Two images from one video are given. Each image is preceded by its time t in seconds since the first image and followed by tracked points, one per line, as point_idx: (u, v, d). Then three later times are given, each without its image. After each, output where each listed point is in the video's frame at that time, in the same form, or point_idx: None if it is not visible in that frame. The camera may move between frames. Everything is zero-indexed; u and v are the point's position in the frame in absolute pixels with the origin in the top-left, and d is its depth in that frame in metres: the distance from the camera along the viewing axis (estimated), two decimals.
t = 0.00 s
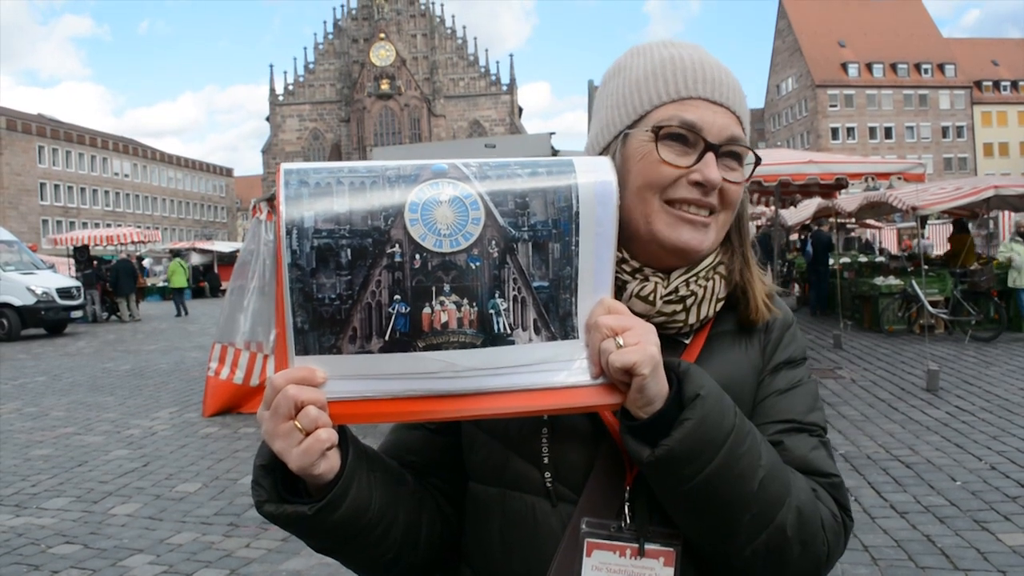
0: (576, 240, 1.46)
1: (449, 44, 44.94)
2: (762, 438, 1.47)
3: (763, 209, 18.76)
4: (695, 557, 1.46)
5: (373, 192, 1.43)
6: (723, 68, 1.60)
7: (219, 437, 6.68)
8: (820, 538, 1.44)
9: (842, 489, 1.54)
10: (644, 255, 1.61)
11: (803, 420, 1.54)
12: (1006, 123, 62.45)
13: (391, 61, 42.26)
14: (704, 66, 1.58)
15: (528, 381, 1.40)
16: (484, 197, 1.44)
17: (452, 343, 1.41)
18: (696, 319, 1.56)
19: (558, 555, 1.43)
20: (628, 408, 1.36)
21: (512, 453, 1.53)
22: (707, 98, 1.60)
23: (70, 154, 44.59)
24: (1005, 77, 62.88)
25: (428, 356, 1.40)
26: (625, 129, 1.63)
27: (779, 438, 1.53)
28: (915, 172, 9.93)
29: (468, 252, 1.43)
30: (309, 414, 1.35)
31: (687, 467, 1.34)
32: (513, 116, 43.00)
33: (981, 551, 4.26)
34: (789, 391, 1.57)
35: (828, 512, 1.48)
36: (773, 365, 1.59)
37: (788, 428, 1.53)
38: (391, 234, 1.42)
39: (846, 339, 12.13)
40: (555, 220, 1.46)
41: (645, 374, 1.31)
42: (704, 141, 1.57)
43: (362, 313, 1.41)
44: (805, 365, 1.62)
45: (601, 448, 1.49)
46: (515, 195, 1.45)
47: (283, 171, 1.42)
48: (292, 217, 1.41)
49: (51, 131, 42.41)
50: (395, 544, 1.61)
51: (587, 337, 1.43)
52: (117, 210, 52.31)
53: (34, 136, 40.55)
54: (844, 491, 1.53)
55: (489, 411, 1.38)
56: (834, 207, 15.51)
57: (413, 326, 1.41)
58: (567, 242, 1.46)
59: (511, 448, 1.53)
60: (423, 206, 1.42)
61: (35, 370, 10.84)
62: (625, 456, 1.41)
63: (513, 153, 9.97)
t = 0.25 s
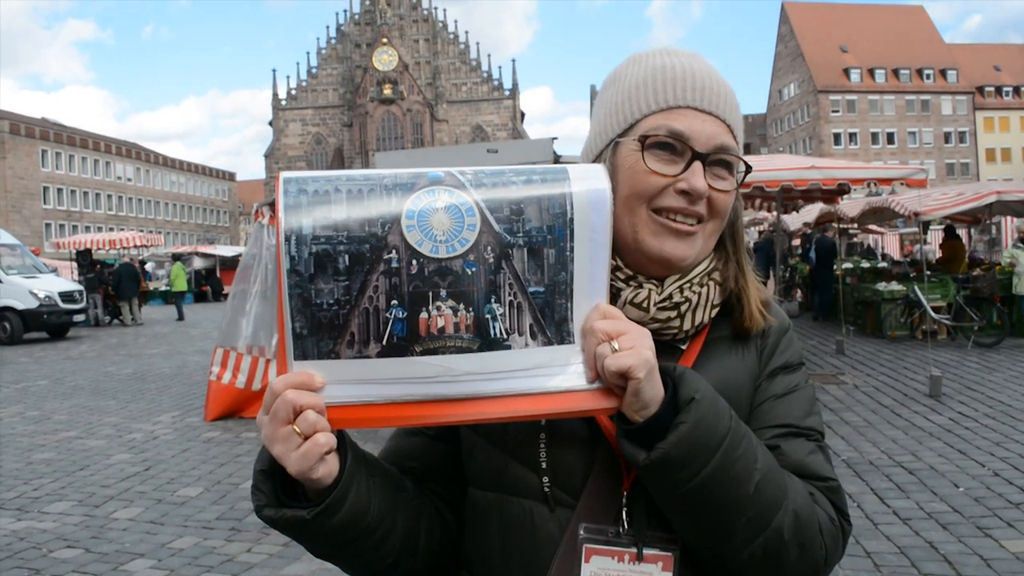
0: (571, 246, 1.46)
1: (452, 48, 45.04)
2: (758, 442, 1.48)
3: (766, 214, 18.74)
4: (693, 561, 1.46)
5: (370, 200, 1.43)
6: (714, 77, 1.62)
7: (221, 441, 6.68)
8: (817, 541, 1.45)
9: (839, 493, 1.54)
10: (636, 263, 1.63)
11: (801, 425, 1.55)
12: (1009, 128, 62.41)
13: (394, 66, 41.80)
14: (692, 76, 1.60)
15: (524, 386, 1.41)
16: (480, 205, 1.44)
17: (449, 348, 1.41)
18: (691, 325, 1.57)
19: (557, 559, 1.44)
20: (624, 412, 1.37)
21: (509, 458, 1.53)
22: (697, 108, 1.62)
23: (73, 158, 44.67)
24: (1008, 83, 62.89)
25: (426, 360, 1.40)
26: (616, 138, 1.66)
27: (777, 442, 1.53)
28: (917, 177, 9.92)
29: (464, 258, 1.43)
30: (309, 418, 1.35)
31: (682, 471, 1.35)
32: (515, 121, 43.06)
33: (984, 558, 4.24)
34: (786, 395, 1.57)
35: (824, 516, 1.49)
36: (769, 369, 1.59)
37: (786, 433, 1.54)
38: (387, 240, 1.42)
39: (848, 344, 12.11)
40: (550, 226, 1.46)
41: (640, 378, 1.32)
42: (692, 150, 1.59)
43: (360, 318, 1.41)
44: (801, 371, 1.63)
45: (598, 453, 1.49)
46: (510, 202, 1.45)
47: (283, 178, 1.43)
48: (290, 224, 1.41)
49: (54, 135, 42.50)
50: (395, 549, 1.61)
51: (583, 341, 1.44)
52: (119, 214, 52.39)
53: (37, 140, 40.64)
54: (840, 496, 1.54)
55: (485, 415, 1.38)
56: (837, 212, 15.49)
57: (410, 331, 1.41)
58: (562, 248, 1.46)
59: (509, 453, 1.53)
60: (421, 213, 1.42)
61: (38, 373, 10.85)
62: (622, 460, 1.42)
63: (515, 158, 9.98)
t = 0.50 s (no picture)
0: (573, 258, 1.45)
1: (460, 57, 45.21)
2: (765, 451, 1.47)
3: (774, 221, 18.69)
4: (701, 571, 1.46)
5: (373, 214, 1.44)
6: (722, 86, 1.62)
7: (230, 450, 6.69)
8: (826, 552, 1.45)
9: (848, 502, 1.53)
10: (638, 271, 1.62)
11: (809, 434, 1.54)
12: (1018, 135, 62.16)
13: (402, 74, 42.65)
14: (700, 86, 1.61)
15: (530, 397, 1.40)
16: (483, 218, 1.44)
17: (453, 361, 1.41)
18: (696, 334, 1.56)
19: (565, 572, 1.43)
20: (630, 422, 1.37)
21: (516, 470, 1.52)
22: (702, 117, 1.62)
23: (83, 167, 44.94)
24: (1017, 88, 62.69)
25: (431, 373, 1.40)
26: (622, 146, 1.67)
27: (785, 452, 1.52)
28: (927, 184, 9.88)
29: (467, 270, 1.43)
30: (314, 432, 1.35)
31: (686, 482, 1.35)
32: (523, 129, 43.14)
33: (996, 567, 4.21)
34: (794, 404, 1.56)
35: (834, 526, 1.48)
36: (777, 377, 1.58)
37: (795, 442, 1.53)
38: (391, 254, 1.42)
39: (858, 352, 12.05)
40: (552, 237, 1.46)
41: (644, 389, 1.32)
42: (697, 161, 1.59)
43: (365, 331, 1.42)
44: (810, 379, 1.62)
45: (605, 464, 1.49)
46: (512, 216, 1.45)
47: (286, 195, 1.44)
48: (294, 239, 1.42)
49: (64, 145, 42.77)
50: (404, 560, 1.60)
51: (587, 352, 1.43)
52: (129, 223, 52.65)
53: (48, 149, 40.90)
54: (850, 505, 1.53)
55: (488, 427, 1.37)
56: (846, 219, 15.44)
57: (415, 343, 1.42)
58: (564, 259, 1.46)
59: (514, 465, 1.52)
60: (423, 227, 1.42)
61: (48, 382, 10.89)
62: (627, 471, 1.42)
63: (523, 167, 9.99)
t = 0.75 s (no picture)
0: (585, 271, 1.45)
1: (467, 69, 45.39)
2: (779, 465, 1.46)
3: (783, 231, 18.64)
4: None
5: (384, 228, 1.44)
6: (738, 102, 1.62)
7: (239, 463, 6.69)
8: (842, 567, 1.43)
9: (863, 517, 1.51)
10: (651, 287, 1.62)
11: (822, 448, 1.53)
12: None
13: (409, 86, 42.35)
14: (716, 102, 1.61)
15: (542, 413, 1.39)
16: (493, 232, 1.44)
17: (464, 375, 1.41)
18: (708, 350, 1.56)
19: None
20: (642, 438, 1.36)
21: (527, 484, 1.51)
22: (718, 132, 1.62)
23: (93, 181, 45.23)
24: None
25: (442, 389, 1.40)
26: (637, 159, 1.67)
27: (799, 466, 1.51)
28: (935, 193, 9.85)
29: (478, 285, 1.42)
30: (325, 447, 1.34)
31: (700, 497, 1.34)
32: (530, 140, 43.27)
33: None
34: (807, 418, 1.55)
35: (848, 540, 1.47)
36: (790, 393, 1.57)
37: (808, 456, 1.52)
38: (401, 269, 1.42)
39: (868, 362, 11.99)
40: (563, 251, 1.45)
41: (657, 404, 1.31)
42: (712, 176, 1.59)
43: (375, 347, 1.42)
44: (823, 393, 1.61)
45: (618, 480, 1.48)
46: (522, 230, 1.45)
47: (297, 210, 1.44)
48: (305, 254, 1.41)
49: (75, 158, 43.08)
50: None
51: (598, 367, 1.43)
52: (139, 235, 52.92)
53: (58, 162, 41.19)
54: (865, 520, 1.51)
55: (500, 442, 1.37)
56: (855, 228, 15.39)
57: (425, 359, 1.41)
58: (575, 274, 1.45)
59: (525, 479, 1.52)
60: (433, 241, 1.42)
61: (58, 395, 10.92)
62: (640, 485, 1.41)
63: (530, 178, 10.00)
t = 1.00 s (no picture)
0: (607, 292, 1.44)
1: (478, 88, 45.68)
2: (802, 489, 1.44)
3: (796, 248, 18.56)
4: None
5: (405, 249, 1.43)
6: (757, 119, 1.61)
7: (252, 481, 6.68)
8: None
9: (889, 541, 1.49)
10: (673, 307, 1.61)
11: (846, 470, 1.50)
12: None
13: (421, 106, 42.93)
14: (737, 120, 1.60)
15: (564, 436, 1.38)
16: (515, 252, 1.43)
17: (486, 398, 1.40)
18: (730, 371, 1.55)
19: None
20: (665, 460, 1.35)
21: (547, 507, 1.50)
22: (738, 150, 1.62)
23: (107, 200, 45.60)
24: None
25: (464, 411, 1.39)
26: (656, 179, 1.66)
27: (823, 488, 1.49)
28: (950, 209, 9.80)
29: (500, 306, 1.42)
30: (346, 471, 1.33)
31: (725, 522, 1.32)
32: (541, 158, 43.38)
33: None
34: (830, 440, 1.53)
35: (874, 565, 1.44)
36: (813, 413, 1.55)
37: (832, 479, 1.50)
38: (423, 290, 1.41)
39: (883, 379, 11.89)
40: (585, 272, 1.45)
41: (681, 426, 1.30)
42: (732, 194, 1.59)
43: (396, 369, 1.41)
44: (845, 414, 1.59)
45: (639, 503, 1.47)
46: (544, 249, 1.44)
47: (317, 231, 1.44)
48: (326, 275, 1.41)
49: (90, 178, 43.48)
50: None
51: (620, 388, 1.42)
52: (152, 254, 53.25)
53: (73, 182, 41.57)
54: (890, 544, 1.48)
55: (523, 465, 1.36)
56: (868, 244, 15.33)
57: (447, 381, 1.40)
58: (597, 294, 1.45)
59: (546, 503, 1.50)
60: (455, 262, 1.42)
61: (72, 414, 10.95)
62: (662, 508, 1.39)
63: (543, 196, 9.98)
